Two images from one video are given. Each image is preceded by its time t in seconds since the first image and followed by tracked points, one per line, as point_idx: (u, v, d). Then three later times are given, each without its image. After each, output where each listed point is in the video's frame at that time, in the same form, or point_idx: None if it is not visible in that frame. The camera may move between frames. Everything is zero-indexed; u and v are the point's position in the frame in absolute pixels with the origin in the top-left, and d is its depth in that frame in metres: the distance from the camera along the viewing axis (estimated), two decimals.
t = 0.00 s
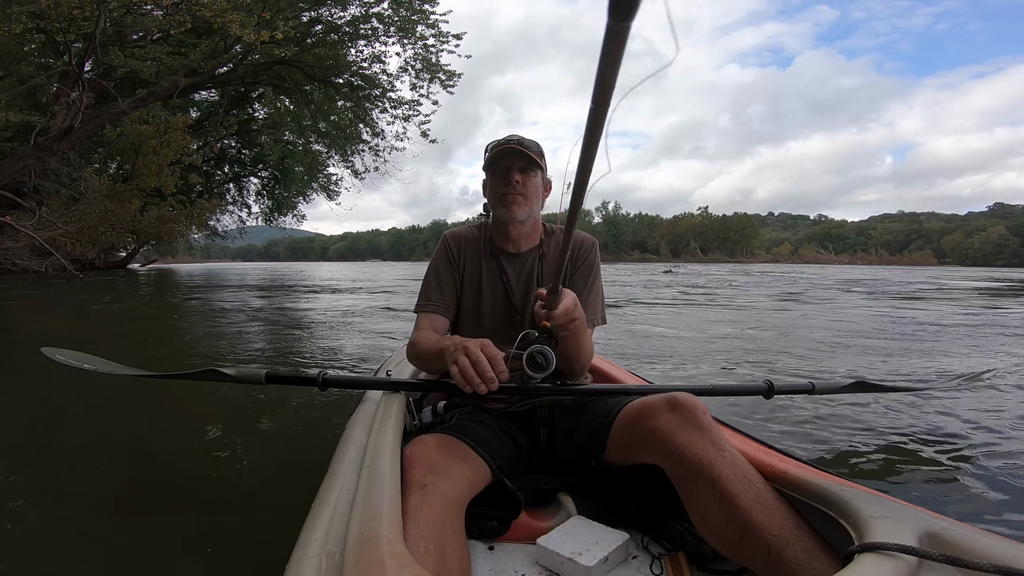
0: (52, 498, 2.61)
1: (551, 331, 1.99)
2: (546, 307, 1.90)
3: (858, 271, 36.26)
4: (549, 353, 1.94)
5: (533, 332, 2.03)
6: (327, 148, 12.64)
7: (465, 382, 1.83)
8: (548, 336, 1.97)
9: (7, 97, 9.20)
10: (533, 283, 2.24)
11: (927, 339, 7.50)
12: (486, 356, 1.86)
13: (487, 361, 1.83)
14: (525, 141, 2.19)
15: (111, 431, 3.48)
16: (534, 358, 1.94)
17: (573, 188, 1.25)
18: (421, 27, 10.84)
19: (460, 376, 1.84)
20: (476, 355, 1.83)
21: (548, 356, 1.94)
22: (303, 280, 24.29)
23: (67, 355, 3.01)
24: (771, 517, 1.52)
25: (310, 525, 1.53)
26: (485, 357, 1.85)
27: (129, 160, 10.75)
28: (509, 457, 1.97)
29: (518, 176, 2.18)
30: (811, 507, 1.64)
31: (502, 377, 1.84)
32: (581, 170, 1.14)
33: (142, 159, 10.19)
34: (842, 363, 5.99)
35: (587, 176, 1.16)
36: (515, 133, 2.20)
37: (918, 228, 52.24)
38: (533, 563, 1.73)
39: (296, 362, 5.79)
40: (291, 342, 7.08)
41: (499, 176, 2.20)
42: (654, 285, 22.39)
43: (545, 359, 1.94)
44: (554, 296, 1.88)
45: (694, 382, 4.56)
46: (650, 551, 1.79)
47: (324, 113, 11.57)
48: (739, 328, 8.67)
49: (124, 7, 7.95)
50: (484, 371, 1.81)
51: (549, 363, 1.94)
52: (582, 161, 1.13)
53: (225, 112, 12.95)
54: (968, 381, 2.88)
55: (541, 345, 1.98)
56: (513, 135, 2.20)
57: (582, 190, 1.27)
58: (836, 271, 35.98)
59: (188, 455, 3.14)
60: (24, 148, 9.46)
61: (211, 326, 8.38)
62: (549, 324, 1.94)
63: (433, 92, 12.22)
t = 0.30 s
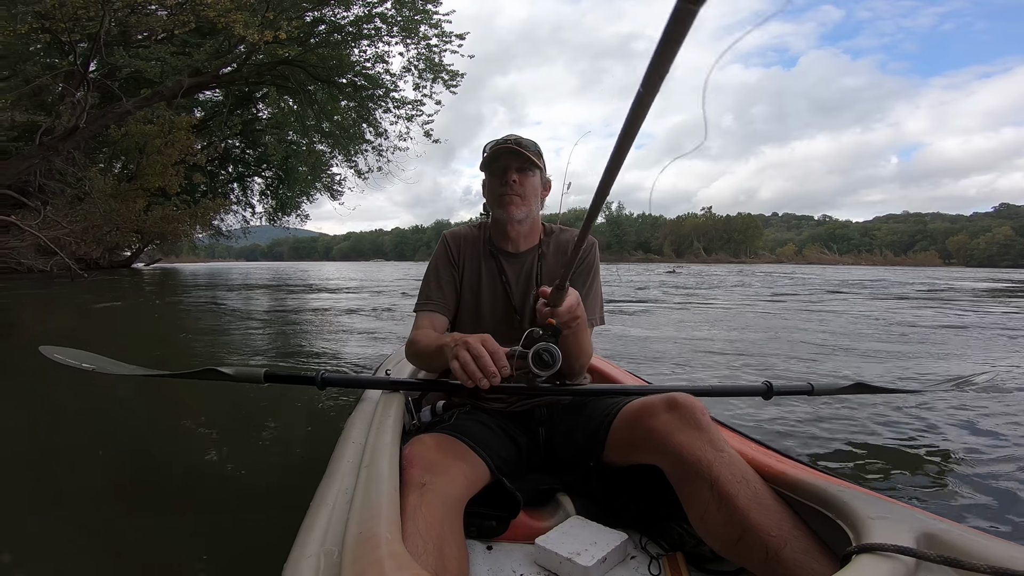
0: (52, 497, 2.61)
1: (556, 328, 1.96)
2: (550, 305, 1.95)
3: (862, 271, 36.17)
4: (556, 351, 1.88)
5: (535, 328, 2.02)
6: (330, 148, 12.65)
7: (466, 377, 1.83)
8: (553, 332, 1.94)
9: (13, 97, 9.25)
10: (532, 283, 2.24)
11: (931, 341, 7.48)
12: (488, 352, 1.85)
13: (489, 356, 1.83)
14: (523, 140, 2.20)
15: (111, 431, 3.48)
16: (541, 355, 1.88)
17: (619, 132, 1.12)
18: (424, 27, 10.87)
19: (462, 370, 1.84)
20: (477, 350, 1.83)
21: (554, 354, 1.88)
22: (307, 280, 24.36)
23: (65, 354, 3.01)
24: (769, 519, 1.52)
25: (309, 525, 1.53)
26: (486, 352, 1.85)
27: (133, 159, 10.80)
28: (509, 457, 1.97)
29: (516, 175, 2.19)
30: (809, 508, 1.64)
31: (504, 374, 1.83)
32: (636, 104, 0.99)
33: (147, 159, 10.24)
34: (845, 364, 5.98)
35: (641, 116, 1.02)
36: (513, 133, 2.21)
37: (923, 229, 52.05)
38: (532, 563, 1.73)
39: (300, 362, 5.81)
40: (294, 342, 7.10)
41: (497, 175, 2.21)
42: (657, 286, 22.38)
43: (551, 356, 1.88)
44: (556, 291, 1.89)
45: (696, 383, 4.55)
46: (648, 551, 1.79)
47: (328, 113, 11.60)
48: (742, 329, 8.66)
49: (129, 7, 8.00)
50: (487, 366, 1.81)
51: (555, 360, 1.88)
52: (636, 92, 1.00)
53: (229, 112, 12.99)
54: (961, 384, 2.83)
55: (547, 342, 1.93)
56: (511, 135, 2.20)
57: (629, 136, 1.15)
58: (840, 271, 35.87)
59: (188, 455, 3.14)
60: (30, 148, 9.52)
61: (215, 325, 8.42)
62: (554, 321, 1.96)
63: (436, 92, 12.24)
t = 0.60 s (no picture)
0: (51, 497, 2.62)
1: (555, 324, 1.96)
2: (550, 301, 1.95)
3: (868, 271, 36.07)
4: (555, 346, 1.90)
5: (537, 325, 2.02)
6: (334, 149, 12.67)
7: (466, 379, 1.83)
8: (553, 328, 1.94)
9: (18, 98, 9.30)
10: (531, 283, 2.24)
11: (935, 342, 7.45)
12: (487, 351, 1.86)
13: (488, 356, 1.83)
14: (522, 140, 2.20)
15: (110, 431, 3.48)
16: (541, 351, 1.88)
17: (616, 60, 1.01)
18: (426, 27, 10.89)
19: (462, 372, 1.84)
20: (477, 351, 1.84)
21: (553, 349, 1.91)
22: (311, 280, 24.43)
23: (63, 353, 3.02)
24: (767, 519, 1.52)
25: (307, 524, 1.54)
26: (486, 353, 1.85)
27: (138, 160, 10.85)
28: (508, 456, 1.98)
29: (515, 174, 2.19)
30: (807, 508, 1.64)
31: (504, 375, 1.83)
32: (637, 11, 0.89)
33: (152, 159, 10.29)
34: (847, 365, 5.97)
35: (642, 30, 0.92)
36: (512, 132, 2.21)
37: (928, 229, 51.84)
38: (530, 563, 1.73)
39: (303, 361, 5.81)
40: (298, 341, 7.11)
41: (496, 175, 2.21)
42: (662, 286, 22.36)
43: (550, 352, 1.90)
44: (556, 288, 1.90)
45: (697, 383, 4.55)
46: (647, 551, 1.79)
47: (332, 113, 11.61)
48: (746, 330, 8.65)
49: (133, 8, 8.03)
50: (486, 367, 1.81)
51: (554, 357, 1.91)
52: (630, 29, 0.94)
53: (233, 112, 13.03)
54: (961, 383, 2.74)
55: (547, 338, 1.92)
56: (511, 134, 2.20)
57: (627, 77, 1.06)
58: (845, 271, 35.75)
59: (187, 454, 3.15)
60: (35, 148, 9.57)
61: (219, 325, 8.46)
62: (554, 317, 1.95)
63: (439, 92, 12.27)
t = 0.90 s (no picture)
0: (54, 496, 2.63)
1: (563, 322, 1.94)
2: (556, 298, 1.94)
3: (874, 271, 35.87)
4: (563, 342, 1.87)
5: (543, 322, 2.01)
6: (339, 149, 12.68)
7: (471, 374, 1.83)
8: (560, 325, 1.94)
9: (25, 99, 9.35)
10: (532, 283, 2.24)
11: (942, 343, 7.40)
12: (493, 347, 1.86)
13: (493, 352, 1.83)
14: (522, 140, 2.21)
15: (111, 431, 3.48)
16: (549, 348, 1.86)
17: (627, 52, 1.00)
18: (430, 27, 10.88)
19: (467, 367, 1.84)
20: (483, 347, 1.83)
21: (561, 345, 1.87)
22: (317, 280, 24.49)
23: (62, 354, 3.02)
24: (766, 519, 1.52)
25: (306, 524, 1.54)
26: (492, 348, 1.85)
27: (144, 160, 10.89)
28: (507, 456, 1.98)
29: (515, 174, 2.19)
30: (805, 508, 1.64)
31: (509, 369, 1.85)
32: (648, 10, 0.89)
33: (158, 160, 10.34)
34: (853, 366, 5.94)
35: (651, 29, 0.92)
36: (513, 132, 2.21)
37: (935, 229, 51.55)
38: (529, 564, 1.73)
39: (309, 361, 5.83)
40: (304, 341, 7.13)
41: (497, 175, 2.22)
42: (667, 286, 22.31)
43: (558, 349, 1.87)
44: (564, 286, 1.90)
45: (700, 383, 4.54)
46: (646, 551, 1.79)
47: (336, 114, 11.63)
48: (751, 330, 8.61)
49: (138, 9, 8.06)
50: (492, 362, 1.81)
51: (562, 353, 1.87)
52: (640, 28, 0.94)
53: (238, 113, 13.07)
54: (957, 386, 2.69)
55: (555, 334, 1.91)
56: (511, 134, 2.21)
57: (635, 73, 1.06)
58: (851, 272, 35.56)
59: (189, 455, 3.15)
60: (42, 149, 9.61)
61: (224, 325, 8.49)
62: (560, 315, 1.95)
63: (443, 92, 12.26)
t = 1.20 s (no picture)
0: (55, 495, 2.64)
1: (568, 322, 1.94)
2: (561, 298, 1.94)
3: (881, 271, 35.68)
4: (570, 342, 1.85)
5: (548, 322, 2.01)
6: (344, 149, 12.73)
7: (475, 374, 1.82)
8: (567, 324, 1.93)
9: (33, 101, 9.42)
10: (533, 283, 2.24)
11: (948, 344, 7.36)
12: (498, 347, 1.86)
13: (499, 352, 1.83)
14: (522, 140, 2.21)
15: (112, 431, 3.49)
16: (556, 347, 1.85)
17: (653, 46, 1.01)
18: (435, 27, 10.92)
19: (470, 366, 1.84)
20: (488, 347, 1.83)
21: (568, 344, 1.86)
22: (323, 280, 24.59)
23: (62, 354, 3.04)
24: (765, 520, 1.52)
25: (305, 524, 1.54)
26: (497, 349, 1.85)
27: (152, 161, 10.97)
28: (506, 457, 1.98)
29: (514, 174, 2.19)
30: (803, 509, 1.63)
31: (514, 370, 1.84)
32: (678, 5, 0.91)
33: (165, 160, 10.41)
34: (857, 366, 5.92)
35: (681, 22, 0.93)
36: (512, 133, 2.21)
37: (943, 229, 51.21)
38: (528, 564, 1.73)
39: (315, 361, 5.85)
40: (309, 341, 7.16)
41: (496, 175, 2.22)
42: (673, 286, 22.29)
43: (566, 348, 1.85)
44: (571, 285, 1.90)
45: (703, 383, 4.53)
46: (644, 552, 1.79)
47: (342, 114, 11.68)
48: (756, 331, 8.59)
49: (145, 11, 8.11)
50: (497, 364, 1.81)
51: (569, 353, 1.86)
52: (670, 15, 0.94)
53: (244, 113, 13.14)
54: (955, 388, 2.65)
55: (561, 334, 1.90)
56: (510, 135, 2.21)
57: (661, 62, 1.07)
58: (858, 271, 35.39)
59: (190, 455, 3.15)
60: (51, 150, 9.69)
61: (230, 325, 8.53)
62: (566, 314, 1.94)
63: (448, 92, 12.29)
